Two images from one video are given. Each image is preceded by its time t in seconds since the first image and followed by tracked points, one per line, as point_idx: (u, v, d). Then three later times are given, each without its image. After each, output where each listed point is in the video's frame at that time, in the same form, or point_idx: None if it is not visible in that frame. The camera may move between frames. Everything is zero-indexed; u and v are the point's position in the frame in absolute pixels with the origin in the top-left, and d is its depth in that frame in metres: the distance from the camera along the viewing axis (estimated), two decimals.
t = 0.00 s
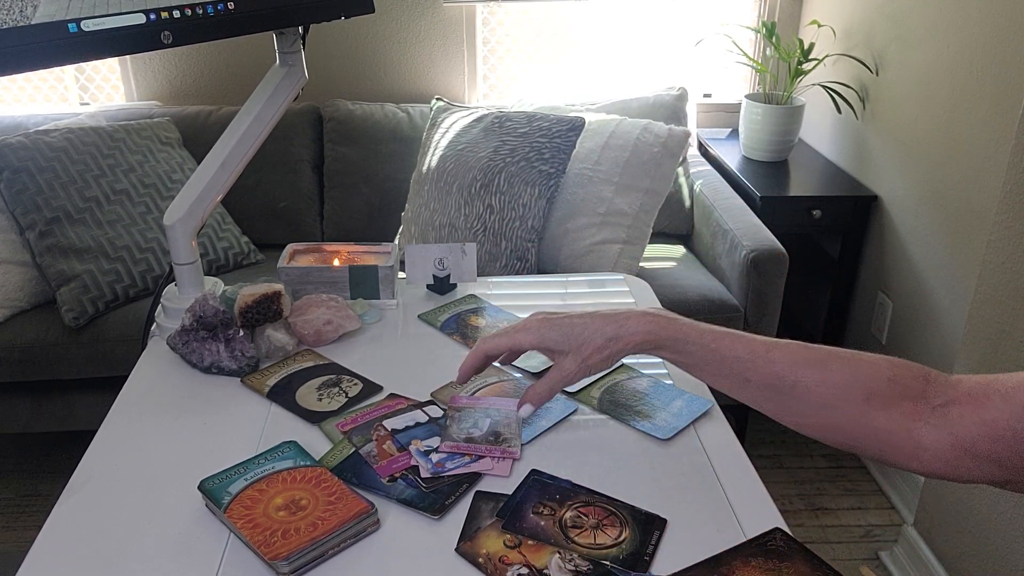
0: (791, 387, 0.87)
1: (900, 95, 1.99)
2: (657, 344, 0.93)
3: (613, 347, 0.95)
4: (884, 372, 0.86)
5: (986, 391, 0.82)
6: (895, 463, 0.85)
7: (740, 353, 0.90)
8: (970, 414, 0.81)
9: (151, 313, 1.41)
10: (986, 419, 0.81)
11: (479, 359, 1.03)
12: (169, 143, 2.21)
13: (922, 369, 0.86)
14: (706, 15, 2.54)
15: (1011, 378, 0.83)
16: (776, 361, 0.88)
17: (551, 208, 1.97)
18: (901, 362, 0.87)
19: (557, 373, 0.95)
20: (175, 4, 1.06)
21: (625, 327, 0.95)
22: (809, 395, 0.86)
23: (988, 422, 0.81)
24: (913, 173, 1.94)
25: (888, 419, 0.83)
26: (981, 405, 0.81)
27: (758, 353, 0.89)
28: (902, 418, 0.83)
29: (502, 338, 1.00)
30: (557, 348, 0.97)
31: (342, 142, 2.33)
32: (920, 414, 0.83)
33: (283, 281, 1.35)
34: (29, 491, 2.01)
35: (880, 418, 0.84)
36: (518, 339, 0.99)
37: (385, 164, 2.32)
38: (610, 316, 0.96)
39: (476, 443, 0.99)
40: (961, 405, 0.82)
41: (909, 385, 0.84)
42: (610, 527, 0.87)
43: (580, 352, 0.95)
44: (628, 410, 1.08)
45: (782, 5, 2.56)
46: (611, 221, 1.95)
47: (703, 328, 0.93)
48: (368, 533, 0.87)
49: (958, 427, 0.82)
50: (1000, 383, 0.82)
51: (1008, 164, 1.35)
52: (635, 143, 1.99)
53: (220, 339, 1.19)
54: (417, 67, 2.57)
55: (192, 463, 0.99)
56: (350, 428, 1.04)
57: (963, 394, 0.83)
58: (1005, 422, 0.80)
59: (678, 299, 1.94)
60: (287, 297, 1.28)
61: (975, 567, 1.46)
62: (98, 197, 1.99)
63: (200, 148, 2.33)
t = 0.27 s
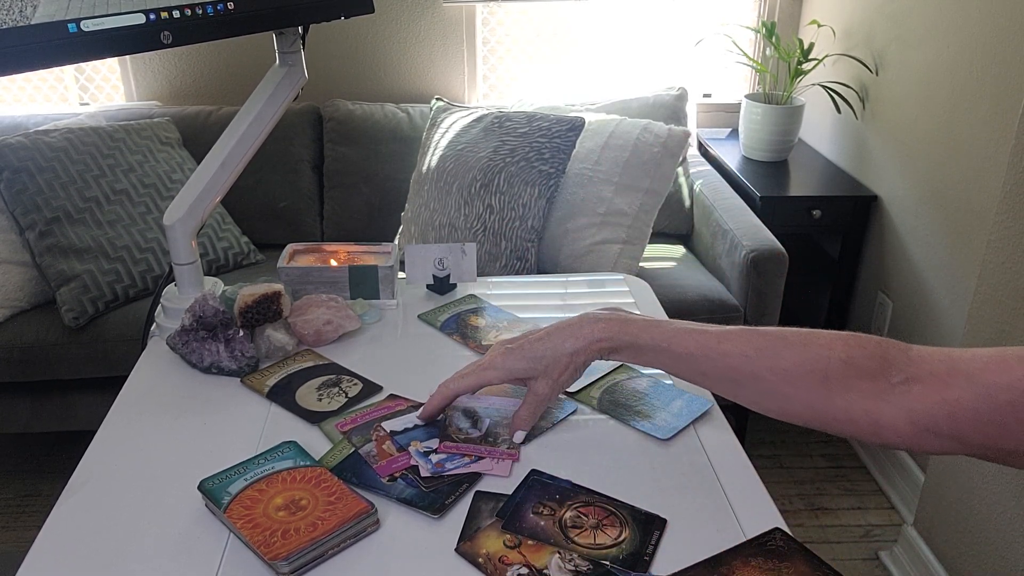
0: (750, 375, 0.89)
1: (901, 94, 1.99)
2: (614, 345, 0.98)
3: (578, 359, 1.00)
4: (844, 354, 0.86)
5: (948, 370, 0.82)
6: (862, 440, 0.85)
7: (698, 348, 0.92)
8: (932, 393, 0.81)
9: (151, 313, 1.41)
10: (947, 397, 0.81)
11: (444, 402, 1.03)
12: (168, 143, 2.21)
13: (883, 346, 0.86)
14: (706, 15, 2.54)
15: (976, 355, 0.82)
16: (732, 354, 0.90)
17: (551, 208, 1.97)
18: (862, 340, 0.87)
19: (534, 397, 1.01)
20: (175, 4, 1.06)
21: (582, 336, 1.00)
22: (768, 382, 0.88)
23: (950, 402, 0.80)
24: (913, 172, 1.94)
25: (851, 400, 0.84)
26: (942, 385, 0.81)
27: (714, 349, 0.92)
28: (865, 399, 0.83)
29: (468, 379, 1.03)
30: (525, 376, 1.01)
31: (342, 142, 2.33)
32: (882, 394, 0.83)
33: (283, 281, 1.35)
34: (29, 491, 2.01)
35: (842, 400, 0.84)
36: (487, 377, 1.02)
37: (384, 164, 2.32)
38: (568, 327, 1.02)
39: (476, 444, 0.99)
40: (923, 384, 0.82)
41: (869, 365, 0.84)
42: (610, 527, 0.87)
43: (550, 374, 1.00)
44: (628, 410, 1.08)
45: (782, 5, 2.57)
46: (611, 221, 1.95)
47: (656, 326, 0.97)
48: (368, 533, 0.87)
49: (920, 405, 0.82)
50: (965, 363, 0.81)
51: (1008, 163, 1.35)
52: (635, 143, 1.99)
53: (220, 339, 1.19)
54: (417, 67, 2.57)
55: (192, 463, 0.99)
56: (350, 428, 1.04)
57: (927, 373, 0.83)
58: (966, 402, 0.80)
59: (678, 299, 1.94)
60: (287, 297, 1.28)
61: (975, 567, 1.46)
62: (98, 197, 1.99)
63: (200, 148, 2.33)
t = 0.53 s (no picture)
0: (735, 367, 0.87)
1: (901, 94, 1.99)
2: (604, 345, 0.94)
3: (567, 361, 0.97)
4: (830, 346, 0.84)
5: (936, 362, 0.80)
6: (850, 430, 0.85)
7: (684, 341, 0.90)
8: (919, 386, 0.80)
9: (151, 313, 1.41)
10: (933, 390, 0.79)
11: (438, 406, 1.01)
12: (168, 143, 2.21)
13: (872, 335, 0.84)
14: (706, 15, 2.54)
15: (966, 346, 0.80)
16: (718, 348, 0.88)
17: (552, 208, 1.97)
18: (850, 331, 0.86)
19: (527, 400, 0.99)
20: (175, 4, 1.06)
21: (570, 338, 0.96)
22: (754, 375, 0.86)
23: (936, 395, 0.79)
24: (913, 172, 1.94)
25: (836, 392, 0.83)
26: (931, 378, 0.80)
27: (701, 343, 0.89)
28: (851, 391, 0.82)
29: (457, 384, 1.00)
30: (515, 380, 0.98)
31: (342, 142, 2.33)
32: (868, 386, 0.82)
33: (283, 281, 1.35)
34: (29, 491, 2.01)
35: (827, 392, 0.83)
36: (476, 382, 0.99)
37: (384, 164, 2.32)
38: (554, 328, 0.97)
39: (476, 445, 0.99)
40: (911, 376, 0.80)
41: (856, 357, 0.83)
42: (610, 527, 0.87)
43: (540, 377, 0.97)
44: (628, 410, 1.08)
45: (782, 6, 2.57)
46: (611, 221, 1.95)
47: (645, 324, 0.93)
48: (368, 533, 0.87)
49: (906, 398, 0.80)
50: (953, 356, 0.79)
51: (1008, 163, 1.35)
52: (635, 143, 1.99)
53: (220, 339, 1.19)
54: (417, 67, 2.57)
55: (192, 463, 0.99)
56: (350, 429, 1.04)
57: (914, 365, 0.81)
58: (954, 396, 0.78)
59: (678, 299, 1.94)
60: (288, 297, 1.28)
61: (975, 566, 1.46)
62: (98, 197, 1.99)
63: (200, 148, 2.33)
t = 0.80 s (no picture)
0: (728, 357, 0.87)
1: (901, 94, 1.99)
2: (594, 347, 0.93)
3: (559, 364, 0.95)
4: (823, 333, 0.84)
5: (931, 347, 0.80)
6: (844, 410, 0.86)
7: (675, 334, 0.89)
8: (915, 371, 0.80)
9: (151, 313, 1.41)
10: (928, 376, 0.80)
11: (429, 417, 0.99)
12: (168, 143, 2.21)
13: (866, 319, 0.83)
14: (705, 15, 2.54)
15: (962, 330, 0.80)
16: (710, 341, 0.87)
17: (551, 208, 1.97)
18: (842, 313, 0.85)
19: (524, 405, 0.98)
20: (174, 4, 1.06)
21: (559, 342, 0.94)
22: (747, 365, 0.86)
23: (931, 381, 0.80)
24: (913, 172, 1.94)
25: (831, 378, 0.83)
26: (927, 364, 0.80)
27: (693, 338, 0.88)
28: (845, 377, 0.82)
29: (446, 392, 0.97)
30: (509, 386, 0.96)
31: (342, 142, 2.33)
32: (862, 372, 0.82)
33: (283, 281, 1.35)
34: (29, 491, 2.01)
35: (822, 378, 0.83)
36: (468, 394, 0.96)
37: (384, 164, 2.32)
38: (542, 332, 0.95)
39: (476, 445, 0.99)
40: (906, 361, 0.81)
41: (850, 343, 0.83)
42: (610, 527, 0.87)
43: (535, 382, 0.96)
44: (628, 410, 1.08)
45: (782, 6, 2.57)
46: (611, 221, 1.95)
47: (634, 322, 0.91)
48: (368, 533, 0.87)
49: (901, 383, 0.81)
50: (949, 343, 0.79)
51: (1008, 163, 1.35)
52: (635, 143, 1.99)
53: (220, 339, 1.19)
54: (417, 67, 2.57)
55: (192, 463, 0.99)
56: (350, 429, 1.04)
57: (909, 350, 0.81)
58: (949, 382, 0.79)
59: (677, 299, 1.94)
60: (288, 297, 1.28)
61: (974, 566, 1.46)
62: (98, 197, 1.99)
63: (200, 148, 2.33)
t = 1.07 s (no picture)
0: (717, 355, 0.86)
1: (901, 94, 1.99)
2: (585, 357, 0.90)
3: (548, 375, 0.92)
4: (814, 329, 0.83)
5: (923, 343, 0.79)
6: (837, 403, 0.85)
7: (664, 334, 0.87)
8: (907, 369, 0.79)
9: (151, 313, 1.41)
10: (919, 372, 0.79)
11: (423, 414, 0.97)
12: (168, 143, 2.21)
13: (856, 314, 0.82)
14: (705, 15, 2.54)
15: (953, 325, 0.79)
16: (700, 344, 0.86)
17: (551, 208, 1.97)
18: (834, 307, 0.84)
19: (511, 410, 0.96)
20: (174, 4, 1.06)
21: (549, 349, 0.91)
22: (738, 364, 0.86)
23: (922, 377, 0.79)
24: (913, 172, 1.94)
25: (821, 374, 0.83)
26: (918, 361, 0.79)
27: (682, 341, 0.87)
28: (836, 374, 0.82)
29: (436, 402, 0.95)
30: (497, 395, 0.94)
31: (342, 142, 2.33)
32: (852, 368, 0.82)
33: (283, 281, 1.35)
34: (29, 491, 2.01)
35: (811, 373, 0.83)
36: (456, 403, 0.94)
37: (384, 164, 2.32)
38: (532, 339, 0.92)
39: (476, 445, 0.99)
40: (896, 358, 0.80)
41: (841, 340, 0.82)
42: (610, 527, 0.87)
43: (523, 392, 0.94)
44: (628, 410, 1.08)
45: (782, 5, 2.57)
46: (611, 221, 1.95)
47: (627, 328, 0.89)
48: (368, 533, 0.87)
49: (891, 378, 0.80)
50: (941, 339, 0.78)
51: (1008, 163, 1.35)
52: (635, 142, 1.99)
53: (220, 339, 1.19)
54: (417, 67, 2.57)
55: (192, 463, 0.99)
56: (350, 429, 1.04)
57: (901, 347, 0.80)
58: (941, 378, 0.78)
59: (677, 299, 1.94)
60: (288, 297, 1.28)
61: (975, 566, 1.46)
62: (98, 196, 1.99)
63: (200, 148, 2.33)
